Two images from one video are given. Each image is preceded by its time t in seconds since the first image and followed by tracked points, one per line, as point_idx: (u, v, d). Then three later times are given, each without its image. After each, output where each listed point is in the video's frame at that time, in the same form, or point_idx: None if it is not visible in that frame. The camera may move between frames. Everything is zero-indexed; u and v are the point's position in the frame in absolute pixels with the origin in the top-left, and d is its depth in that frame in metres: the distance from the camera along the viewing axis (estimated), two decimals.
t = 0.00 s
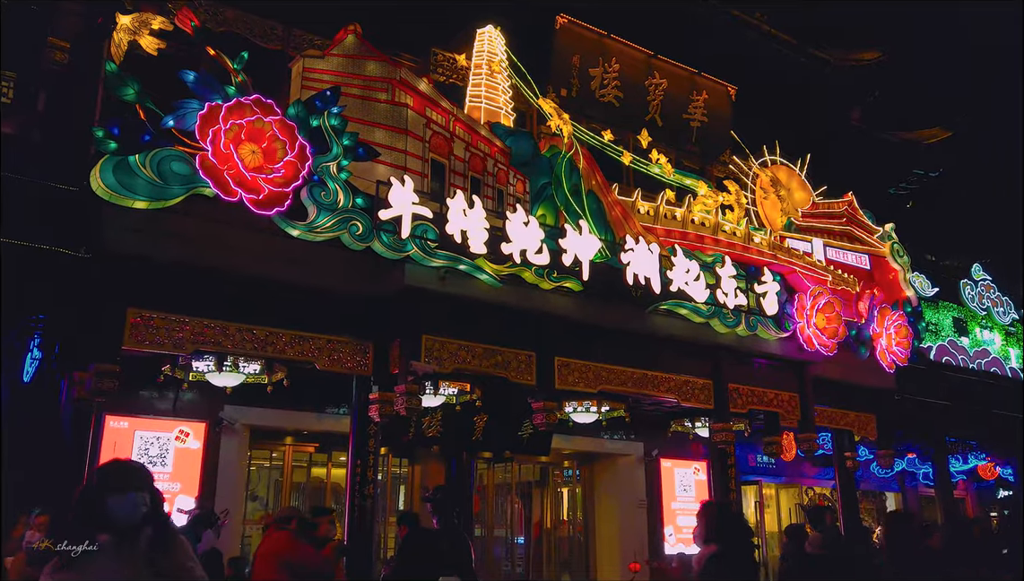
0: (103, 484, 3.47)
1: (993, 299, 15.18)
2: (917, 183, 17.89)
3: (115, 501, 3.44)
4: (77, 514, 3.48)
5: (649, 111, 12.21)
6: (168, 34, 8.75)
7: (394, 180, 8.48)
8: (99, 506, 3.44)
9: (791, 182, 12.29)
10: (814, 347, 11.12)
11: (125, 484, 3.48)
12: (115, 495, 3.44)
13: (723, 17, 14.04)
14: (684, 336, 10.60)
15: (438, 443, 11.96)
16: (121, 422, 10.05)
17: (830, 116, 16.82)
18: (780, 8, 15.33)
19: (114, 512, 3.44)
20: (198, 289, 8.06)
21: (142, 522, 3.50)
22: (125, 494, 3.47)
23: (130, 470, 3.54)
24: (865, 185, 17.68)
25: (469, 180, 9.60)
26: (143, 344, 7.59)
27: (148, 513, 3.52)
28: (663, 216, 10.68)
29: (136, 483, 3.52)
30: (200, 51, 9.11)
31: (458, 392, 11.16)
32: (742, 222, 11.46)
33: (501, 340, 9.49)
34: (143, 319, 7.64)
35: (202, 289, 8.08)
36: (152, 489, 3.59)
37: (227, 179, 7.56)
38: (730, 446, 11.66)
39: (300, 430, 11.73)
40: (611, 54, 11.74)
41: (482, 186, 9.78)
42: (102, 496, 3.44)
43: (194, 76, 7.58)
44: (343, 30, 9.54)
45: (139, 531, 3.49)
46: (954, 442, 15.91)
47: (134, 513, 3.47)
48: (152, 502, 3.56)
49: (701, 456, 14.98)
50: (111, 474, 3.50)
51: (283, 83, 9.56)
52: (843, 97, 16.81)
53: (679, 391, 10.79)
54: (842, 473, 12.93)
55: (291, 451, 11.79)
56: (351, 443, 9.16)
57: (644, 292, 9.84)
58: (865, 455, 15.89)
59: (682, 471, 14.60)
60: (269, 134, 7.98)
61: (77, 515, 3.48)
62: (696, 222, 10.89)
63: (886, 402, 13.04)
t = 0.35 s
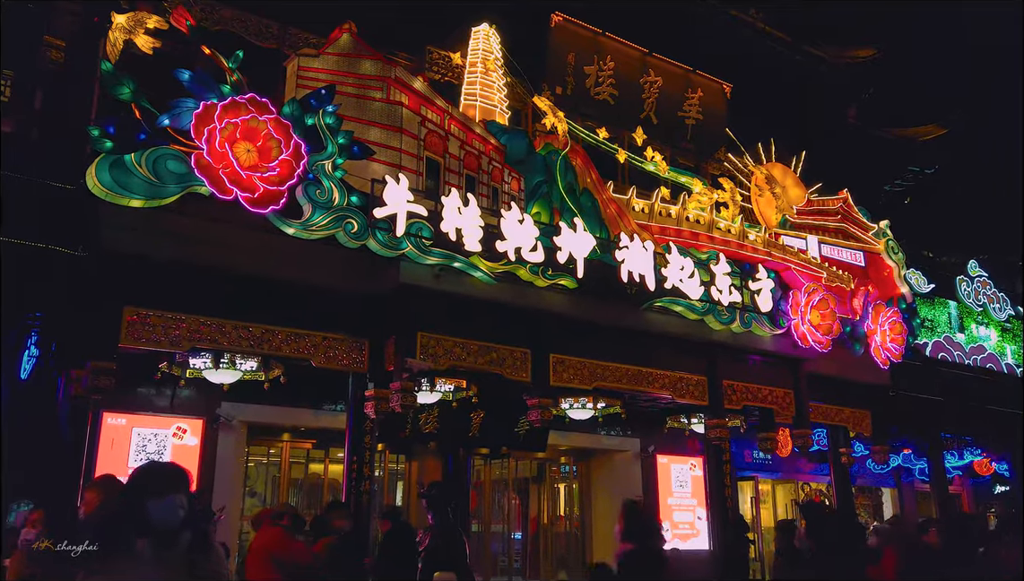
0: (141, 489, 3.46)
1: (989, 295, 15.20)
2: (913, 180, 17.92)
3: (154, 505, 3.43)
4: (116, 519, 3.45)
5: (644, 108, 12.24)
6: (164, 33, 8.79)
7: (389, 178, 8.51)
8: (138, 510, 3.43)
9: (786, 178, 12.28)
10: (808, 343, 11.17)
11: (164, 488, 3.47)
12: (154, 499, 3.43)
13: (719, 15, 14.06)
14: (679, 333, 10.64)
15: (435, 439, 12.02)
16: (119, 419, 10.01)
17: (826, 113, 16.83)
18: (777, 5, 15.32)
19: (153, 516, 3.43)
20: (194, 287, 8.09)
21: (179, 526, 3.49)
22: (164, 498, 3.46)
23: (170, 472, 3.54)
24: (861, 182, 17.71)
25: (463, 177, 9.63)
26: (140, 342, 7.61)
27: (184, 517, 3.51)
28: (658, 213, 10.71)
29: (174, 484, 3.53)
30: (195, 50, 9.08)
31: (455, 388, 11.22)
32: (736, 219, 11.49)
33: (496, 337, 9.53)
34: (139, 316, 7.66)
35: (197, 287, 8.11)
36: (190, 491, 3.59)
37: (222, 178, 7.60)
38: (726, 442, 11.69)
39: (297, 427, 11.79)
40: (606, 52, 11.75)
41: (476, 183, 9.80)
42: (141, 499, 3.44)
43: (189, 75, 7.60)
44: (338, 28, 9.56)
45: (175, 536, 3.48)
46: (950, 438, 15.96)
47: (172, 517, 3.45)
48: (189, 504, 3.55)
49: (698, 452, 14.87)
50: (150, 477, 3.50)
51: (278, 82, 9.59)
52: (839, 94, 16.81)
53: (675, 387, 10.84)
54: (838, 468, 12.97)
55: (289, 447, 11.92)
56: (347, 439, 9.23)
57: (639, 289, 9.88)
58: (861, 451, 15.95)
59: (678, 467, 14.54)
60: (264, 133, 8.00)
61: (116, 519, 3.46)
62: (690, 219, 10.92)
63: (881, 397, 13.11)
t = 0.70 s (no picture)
0: (209, 463, 3.13)
1: (1017, 284, 15.00)
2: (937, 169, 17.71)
3: (225, 478, 3.10)
4: (182, 497, 3.12)
5: (662, 101, 12.19)
6: (185, 37, 8.96)
7: (407, 176, 8.61)
8: (208, 485, 3.11)
9: (806, 169, 12.15)
10: (830, 335, 11.10)
11: (234, 460, 3.14)
12: (226, 472, 3.10)
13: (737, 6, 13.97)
14: (698, 326, 10.66)
15: (457, 432, 12.17)
16: (150, 413, 10.20)
17: (843, 104, 16.73)
18: None
19: (225, 489, 3.10)
20: (219, 284, 8.27)
21: (252, 499, 3.16)
22: (235, 471, 3.13)
23: (242, 445, 3.22)
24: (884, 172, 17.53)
25: (480, 174, 9.72)
26: (168, 339, 7.82)
27: (258, 490, 3.19)
28: (676, 206, 10.71)
29: (246, 458, 3.19)
30: (216, 52, 9.22)
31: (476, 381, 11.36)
32: (755, 210, 11.43)
33: (516, 331, 9.63)
34: (166, 314, 7.88)
35: (222, 284, 8.30)
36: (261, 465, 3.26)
37: (244, 177, 7.72)
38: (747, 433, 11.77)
39: (321, 420, 11.98)
40: (622, 46, 11.74)
41: (494, 179, 9.90)
42: (210, 474, 3.11)
43: (210, 77, 7.71)
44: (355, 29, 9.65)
45: (247, 511, 3.15)
46: (978, 429, 15.80)
47: (245, 491, 3.13)
48: (261, 478, 3.21)
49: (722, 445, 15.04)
50: (219, 450, 3.16)
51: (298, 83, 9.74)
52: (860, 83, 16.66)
53: (695, 379, 10.86)
54: (864, 459, 12.91)
55: (315, 441, 12.17)
56: (370, 432, 9.35)
57: (657, 282, 9.91)
58: (886, 442, 15.86)
59: (701, 459, 14.60)
60: (284, 133, 8.11)
61: (184, 496, 3.12)
62: (709, 211, 10.87)
63: (905, 388, 13.04)
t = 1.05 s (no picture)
0: (275, 413, 3.15)
1: None
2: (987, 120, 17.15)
3: (293, 427, 3.14)
4: (250, 447, 3.16)
5: (698, 59, 12.01)
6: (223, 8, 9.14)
7: (442, 140, 8.71)
8: (276, 434, 3.15)
9: (847, 125, 11.78)
10: (869, 291, 11.00)
11: (298, 408, 3.17)
12: (293, 422, 3.13)
13: None
14: (734, 284, 10.67)
15: (497, 390, 12.41)
16: (200, 372, 10.52)
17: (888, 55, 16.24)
18: None
19: (293, 438, 3.16)
20: (263, 249, 8.55)
21: (316, 446, 3.24)
22: (301, 419, 3.17)
23: (302, 393, 3.24)
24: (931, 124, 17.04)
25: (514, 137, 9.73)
26: (214, 302, 8.21)
27: (320, 436, 3.26)
28: (711, 165, 10.68)
29: (308, 406, 3.23)
30: (254, 22, 9.38)
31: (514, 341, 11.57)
32: (794, 167, 11.30)
33: (551, 291, 9.77)
34: (213, 278, 8.25)
35: (265, 249, 8.58)
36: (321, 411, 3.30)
37: (284, 145, 7.89)
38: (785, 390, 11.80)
39: (365, 379, 12.36)
40: (656, 3, 11.57)
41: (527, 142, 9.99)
42: (276, 424, 3.15)
43: (249, 47, 7.84)
44: None
45: (312, 457, 3.23)
46: None
47: (311, 437, 3.20)
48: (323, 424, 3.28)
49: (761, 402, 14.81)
50: (282, 400, 3.18)
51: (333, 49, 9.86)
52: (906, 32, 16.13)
53: (731, 337, 10.90)
54: (905, 415, 12.85)
55: (359, 400, 12.49)
56: (411, 392, 9.61)
57: (693, 242, 9.89)
58: (929, 398, 15.71)
59: (740, 417, 14.21)
60: (322, 100, 8.20)
61: (253, 447, 3.17)
62: (746, 169, 10.79)
63: (948, 344, 12.89)
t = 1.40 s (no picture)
0: (350, 324, 3.33)
1: None
2: None
3: (365, 338, 3.30)
4: (322, 354, 3.29)
5: None
6: None
7: (489, 67, 8.66)
8: (347, 343, 3.30)
9: (909, 39, 11.31)
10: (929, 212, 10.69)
11: (372, 322, 3.36)
12: (366, 332, 3.30)
13: None
14: (785, 208, 10.56)
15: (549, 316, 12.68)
16: (262, 300, 10.97)
17: None
18: None
19: (363, 349, 3.29)
20: (317, 180, 8.78)
21: (383, 361, 3.36)
22: (373, 333, 3.34)
23: (374, 310, 3.42)
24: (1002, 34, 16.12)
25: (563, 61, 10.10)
26: (273, 233, 8.45)
27: (388, 354, 3.40)
28: (766, 85, 10.27)
29: (381, 323, 3.41)
30: None
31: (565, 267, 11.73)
32: (851, 85, 10.91)
33: (600, 217, 9.82)
34: (271, 209, 8.49)
35: (319, 180, 8.81)
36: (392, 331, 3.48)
37: (334, 77, 7.94)
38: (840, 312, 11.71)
39: (420, 306, 12.74)
40: None
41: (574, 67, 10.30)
42: (350, 334, 3.31)
43: None
44: None
45: (376, 371, 3.32)
46: None
47: (382, 351, 3.34)
48: (394, 342, 3.44)
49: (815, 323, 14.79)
50: (357, 312, 3.37)
51: None
52: None
53: (783, 261, 10.81)
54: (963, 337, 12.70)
55: (414, 324, 12.97)
56: (464, 318, 9.89)
57: (745, 165, 9.78)
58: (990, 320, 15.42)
59: (794, 339, 13.94)
60: (369, 30, 8.15)
61: (325, 353, 3.30)
62: (801, 88, 10.45)
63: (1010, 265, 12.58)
